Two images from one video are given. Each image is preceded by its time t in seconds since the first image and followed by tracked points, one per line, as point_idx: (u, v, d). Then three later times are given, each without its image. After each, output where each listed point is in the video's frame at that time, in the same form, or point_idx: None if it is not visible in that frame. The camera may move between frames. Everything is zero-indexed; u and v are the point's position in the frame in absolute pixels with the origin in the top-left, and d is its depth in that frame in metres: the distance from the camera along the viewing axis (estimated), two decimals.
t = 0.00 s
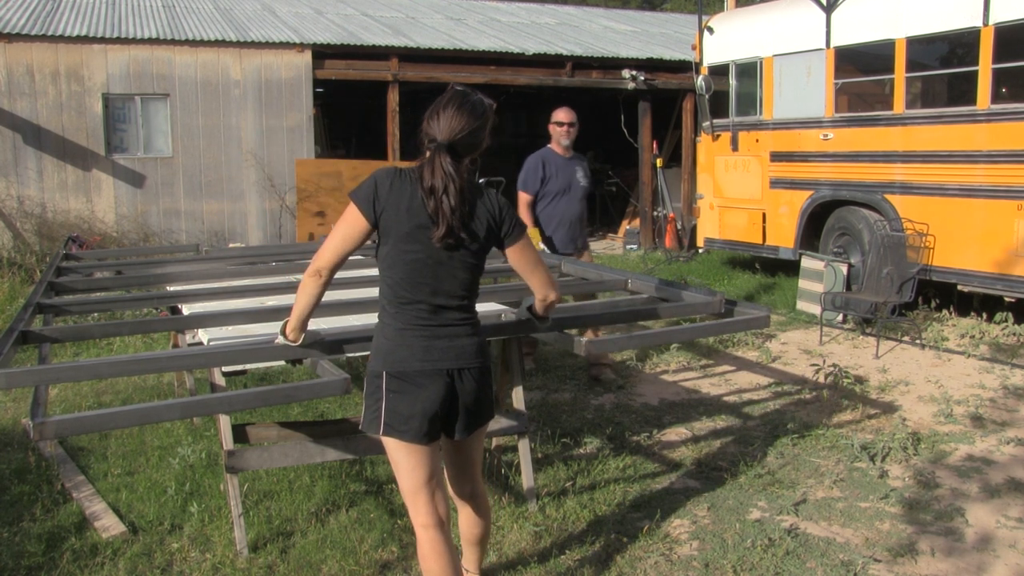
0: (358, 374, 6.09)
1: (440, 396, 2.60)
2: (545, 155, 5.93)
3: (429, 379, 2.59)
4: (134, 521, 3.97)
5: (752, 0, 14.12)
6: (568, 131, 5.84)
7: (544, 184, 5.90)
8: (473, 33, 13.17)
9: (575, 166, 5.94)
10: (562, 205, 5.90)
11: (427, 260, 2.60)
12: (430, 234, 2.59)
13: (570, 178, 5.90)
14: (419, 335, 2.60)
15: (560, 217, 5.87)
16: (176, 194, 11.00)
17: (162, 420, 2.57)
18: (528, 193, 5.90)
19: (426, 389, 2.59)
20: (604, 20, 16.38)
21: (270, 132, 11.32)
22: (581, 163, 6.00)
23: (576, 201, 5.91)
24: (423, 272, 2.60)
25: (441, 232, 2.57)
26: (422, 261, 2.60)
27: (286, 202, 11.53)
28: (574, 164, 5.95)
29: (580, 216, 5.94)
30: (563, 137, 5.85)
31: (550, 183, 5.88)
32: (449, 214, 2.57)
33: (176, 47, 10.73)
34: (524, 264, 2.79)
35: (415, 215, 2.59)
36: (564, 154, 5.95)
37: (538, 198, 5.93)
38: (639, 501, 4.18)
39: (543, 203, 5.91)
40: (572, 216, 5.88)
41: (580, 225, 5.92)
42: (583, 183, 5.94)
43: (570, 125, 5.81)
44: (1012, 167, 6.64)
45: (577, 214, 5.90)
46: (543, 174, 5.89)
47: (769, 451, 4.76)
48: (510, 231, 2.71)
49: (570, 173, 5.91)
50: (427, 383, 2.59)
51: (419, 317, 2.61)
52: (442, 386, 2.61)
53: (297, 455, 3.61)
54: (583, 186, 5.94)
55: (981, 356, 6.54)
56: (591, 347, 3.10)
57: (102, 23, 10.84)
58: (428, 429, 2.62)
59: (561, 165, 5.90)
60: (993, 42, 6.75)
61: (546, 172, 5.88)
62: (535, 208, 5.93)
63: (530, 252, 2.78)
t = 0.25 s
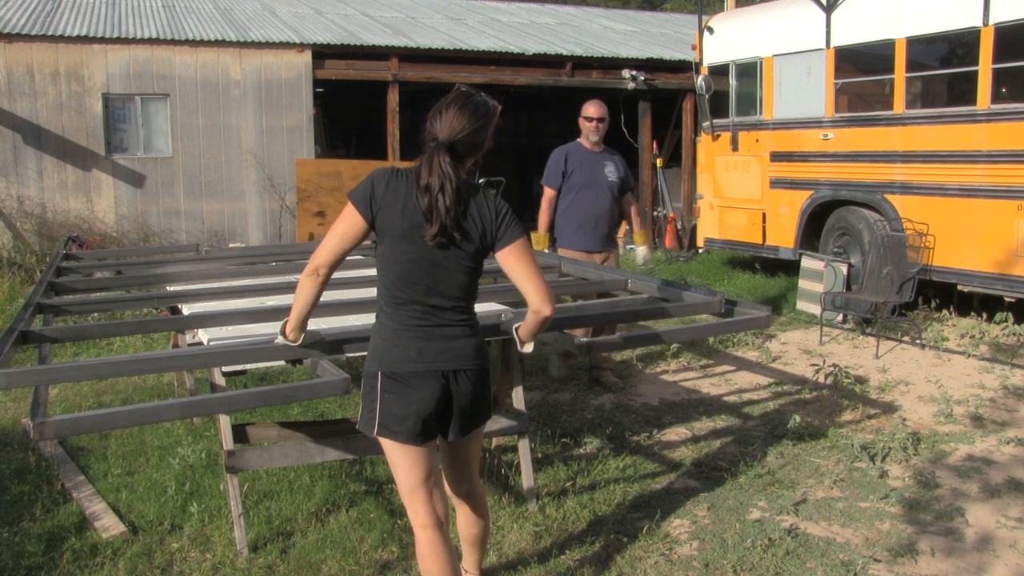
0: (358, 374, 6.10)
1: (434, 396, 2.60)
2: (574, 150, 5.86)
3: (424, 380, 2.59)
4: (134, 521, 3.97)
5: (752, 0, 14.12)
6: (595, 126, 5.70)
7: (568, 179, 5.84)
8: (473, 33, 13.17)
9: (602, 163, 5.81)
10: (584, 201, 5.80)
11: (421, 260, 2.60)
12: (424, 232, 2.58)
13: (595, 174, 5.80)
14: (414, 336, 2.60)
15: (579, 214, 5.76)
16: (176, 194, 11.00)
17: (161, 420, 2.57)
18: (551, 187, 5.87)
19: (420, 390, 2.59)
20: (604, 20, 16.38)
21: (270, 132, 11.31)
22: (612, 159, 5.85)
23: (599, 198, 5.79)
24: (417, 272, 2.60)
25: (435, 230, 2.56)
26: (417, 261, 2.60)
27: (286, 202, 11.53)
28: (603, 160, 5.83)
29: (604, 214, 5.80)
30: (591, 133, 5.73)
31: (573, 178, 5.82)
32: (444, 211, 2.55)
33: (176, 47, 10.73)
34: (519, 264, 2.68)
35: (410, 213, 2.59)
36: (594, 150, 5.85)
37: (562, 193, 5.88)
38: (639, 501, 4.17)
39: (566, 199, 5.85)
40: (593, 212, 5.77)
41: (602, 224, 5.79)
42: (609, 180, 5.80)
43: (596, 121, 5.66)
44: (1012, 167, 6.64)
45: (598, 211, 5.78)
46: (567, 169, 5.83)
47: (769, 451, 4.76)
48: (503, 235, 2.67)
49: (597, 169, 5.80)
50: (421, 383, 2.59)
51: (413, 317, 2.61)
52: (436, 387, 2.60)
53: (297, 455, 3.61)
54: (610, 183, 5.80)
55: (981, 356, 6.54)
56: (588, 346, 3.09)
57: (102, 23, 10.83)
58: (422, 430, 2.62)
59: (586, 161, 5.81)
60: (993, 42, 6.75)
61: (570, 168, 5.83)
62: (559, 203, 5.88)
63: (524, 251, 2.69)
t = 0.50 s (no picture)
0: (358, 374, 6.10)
1: (430, 397, 2.59)
2: (593, 158, 5.52)
3: (418, 380, 2.59)
4: (134, 521, 3.97)
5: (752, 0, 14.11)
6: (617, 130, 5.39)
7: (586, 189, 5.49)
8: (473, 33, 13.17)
9: (625, 169, 5.43)
10: (605, 211, 5.43)
11: (418, 259, 2.60)
12: (420, 229, 2.58)
13: (616, 182, 5.43)
14: (410, 335, 2.60)
15: (600, 225, 5.39)
16: (176, 194, 11.00)
17: (161, 420, 2.57)
18: (570, 198, 5.52)
19: (416, 390, 2.59)
20: (604, 20, 16.38)
21: (270, 132, 11.31)
22: (635, 164, 5.47)
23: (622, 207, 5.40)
24: (413, 271, 2.61)
25: (430, 228, 2.55)
26: (413, 260, 2.60)
27: (286, 202, 11.53)
28: (626, 167, 5.45)
29: (628, 223, 5.41)
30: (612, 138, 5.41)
31: (593, 187, 5.46)
32: (441, 207, 2.54)
33: (176, 47, 10.72)
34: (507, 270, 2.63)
35: (407, 210, 2.59)
36: (616, 157, 5.49)
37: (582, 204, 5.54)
38: (639, 501, 4.17)
39: (585, 209, 5.49)
40: (616, 223, 5.40)
41: (626, 234, 5.41)
42: (633, 188, 5.41)
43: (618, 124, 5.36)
44: (1012, 167, 6.64)
45: (621, 221, 5.40)
46: (587, 179, 5.49)
47: (769, 452, 4.76)
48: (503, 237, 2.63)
49: (619, 176, 5.43)
50: (416, 383, 2.59)
51: (410, 317, 2.61)
52: (431, 388, 2.60)
53: (297, 455, 3.61)
54: (633, 191, 5.41)
55: (981, 356, 6.54)
56: (587, 345, 3.08)
57: (102, 23, 10.84)
58: (418, 429, 2.62)
59: (607, 169, 5.46)
60: (993, 41, 6.75)
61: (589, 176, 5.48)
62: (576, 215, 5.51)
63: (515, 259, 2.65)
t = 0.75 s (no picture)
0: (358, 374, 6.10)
1: (428, 396, 2.59)
2: (612, 159, 5.18)
3: (416, 378, 2.59)
4: (134, 521, 3.97)
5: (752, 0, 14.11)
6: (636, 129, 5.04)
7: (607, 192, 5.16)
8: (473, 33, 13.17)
9: (647, 169, 5.11)
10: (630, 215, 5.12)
11: (418, 258, 2.60)
12: (422, 227, 2.58)
13: (639, 183, 5.10)
14: (408, 334, 2.60)
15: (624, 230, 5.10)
16: (176, 194, 11.00)
17: (161, 421, 2.57)
18: (591, 203, 5.19)
19: (414, 388, 2.59)
20: (604, 20, 16.38)
21: (270, 132, 11.31)
22: (658, 162, 5.15)
23: (647, 209, 5.09)
24: (414, 269, 2.61)
25: (433, 225, 2.55)
26: (413, 258, 2.60)
27: (286, 202, 11.53)
28: (648, 166, 5.13)
29: (655, 225, 5.10)
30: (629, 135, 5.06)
31: (614, 190, 5.13)
32: (445, 205, 2.54)
33: (176, 47, 10.72)
34: (501, 278, 2.64)
35: (411, 208, 2.59)
36: (637, 156, 5.15)
37: (604, 208, 5.21)
38: (639, 501, 4.17)
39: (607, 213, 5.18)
40: (642, 227, 5.09)
41: (653, 237, 5.11)
42: (657, 188, 5.10)
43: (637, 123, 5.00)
44: (1012, 167, 6.64)
45: (647, 224, 5.10)
46: (606, 181, 5.15)
47: (769, 452, 4.76)
48: (505, 242, 2.62)
49: (641, 177, 5.11)
50: (414, 381, 2.59)
51: (409, 315, 2.61)
52: (430, 387, 2.60)
53: (297, 455, 3.61)
54: (657, 191, 5.10)
55: (981, 356, 6.54)
56: (590, 344, 3.07)
57: (102, 24, 10.83)
58: (416, 428, 2.62)
59: (628, 170, 5.12)
60: (993, 41, 6.75)
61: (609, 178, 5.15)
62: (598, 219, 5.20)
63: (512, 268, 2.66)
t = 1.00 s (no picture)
0: (358, 374, 6.09)
1: (427, 392, 2.59)
2: (640, 155, 4.91)
3: (417, 374, 2.59)
4: (134, 521, 3.97)
5: None
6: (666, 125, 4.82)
7: (632, 190, 4.89)
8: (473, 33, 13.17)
9: (675, 168, 4.85)
10: (656, 216, 4.86)
11: (423, 255, 2.59)
12: (429, 224, 2.56)
13: (666, 183, 4.84)
14: (412, 330, 2.60)
15: (648, 232, 4.86)
16: (176, 194, 11.00)
17: (161, 420, 2.57)
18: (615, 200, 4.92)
19: (416, 383, 2.59)
20: (604, 20, 16.38)
21: (270, 132, 11.31)
22: (686, 162, 4.90)
23: (673, 211, 4.84)
24: (418, 266, 2.60)
25: (440, 222, 2.53)
26: (419, 255, 2.59)
27: (286, 202, 11.52)
28: (677, 165, 4.86)
29: (680, 228, 4.86)
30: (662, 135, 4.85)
31: (640, 188, 4.87)
32: (453, 203, 2.52)
33: (176, 47, 10.72)
34: (505, 280, 2.62)
35: (418, 205, 2.59)
36: (666, 154, 4.89)
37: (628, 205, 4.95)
38: (639, 501, 4.17)
39: (632, 213, 4.91)
40: (666, 229, 4.85)
41: (676, 240, 4.86)
42: (685, 189, 4.85)
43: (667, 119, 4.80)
44: (1012, 167, 6.64)
45: (671, 227, 4.86)
46: (633, 178, 4.88)
47: (769, 452, 4.75)
48: (513, 245, 2.61)
49: (669, 176, 4.84)
50: (416, 377, 2.59)
51: (413, 312, 2.60)
52: (429, 383, 2.59)
53: (297, 455, 3.60)
54: (684, 193, 4.85)
55: (981, 356, 6.54)
56: (590, 344, 3.07)
57: (102, 23, 10.83)
58: (417, 424, 2.62)
59: (656, 168, 4.86)
60: (993, 41, 6.74)
61: (635, 176, 4.87)
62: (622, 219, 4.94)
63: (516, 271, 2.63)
